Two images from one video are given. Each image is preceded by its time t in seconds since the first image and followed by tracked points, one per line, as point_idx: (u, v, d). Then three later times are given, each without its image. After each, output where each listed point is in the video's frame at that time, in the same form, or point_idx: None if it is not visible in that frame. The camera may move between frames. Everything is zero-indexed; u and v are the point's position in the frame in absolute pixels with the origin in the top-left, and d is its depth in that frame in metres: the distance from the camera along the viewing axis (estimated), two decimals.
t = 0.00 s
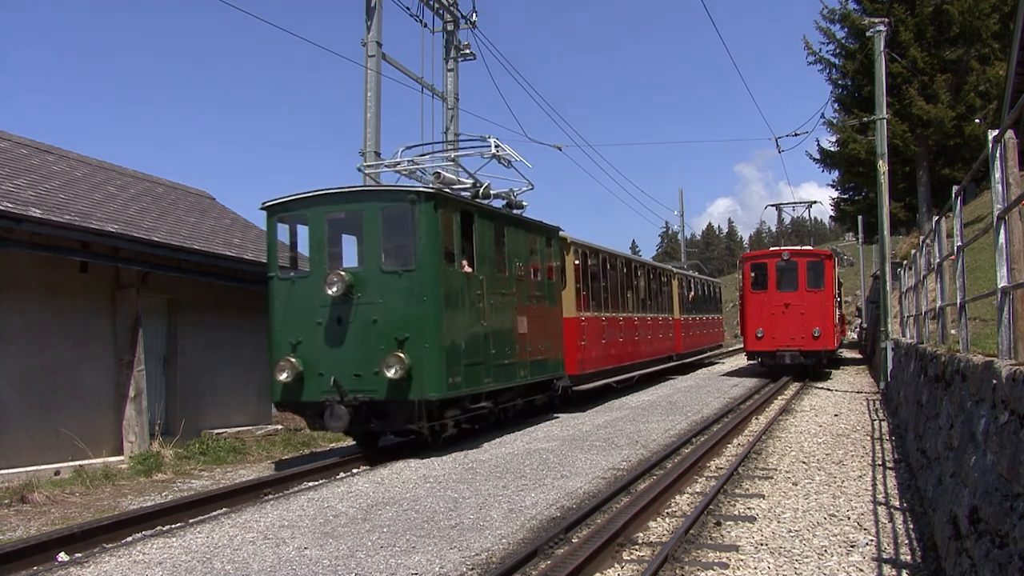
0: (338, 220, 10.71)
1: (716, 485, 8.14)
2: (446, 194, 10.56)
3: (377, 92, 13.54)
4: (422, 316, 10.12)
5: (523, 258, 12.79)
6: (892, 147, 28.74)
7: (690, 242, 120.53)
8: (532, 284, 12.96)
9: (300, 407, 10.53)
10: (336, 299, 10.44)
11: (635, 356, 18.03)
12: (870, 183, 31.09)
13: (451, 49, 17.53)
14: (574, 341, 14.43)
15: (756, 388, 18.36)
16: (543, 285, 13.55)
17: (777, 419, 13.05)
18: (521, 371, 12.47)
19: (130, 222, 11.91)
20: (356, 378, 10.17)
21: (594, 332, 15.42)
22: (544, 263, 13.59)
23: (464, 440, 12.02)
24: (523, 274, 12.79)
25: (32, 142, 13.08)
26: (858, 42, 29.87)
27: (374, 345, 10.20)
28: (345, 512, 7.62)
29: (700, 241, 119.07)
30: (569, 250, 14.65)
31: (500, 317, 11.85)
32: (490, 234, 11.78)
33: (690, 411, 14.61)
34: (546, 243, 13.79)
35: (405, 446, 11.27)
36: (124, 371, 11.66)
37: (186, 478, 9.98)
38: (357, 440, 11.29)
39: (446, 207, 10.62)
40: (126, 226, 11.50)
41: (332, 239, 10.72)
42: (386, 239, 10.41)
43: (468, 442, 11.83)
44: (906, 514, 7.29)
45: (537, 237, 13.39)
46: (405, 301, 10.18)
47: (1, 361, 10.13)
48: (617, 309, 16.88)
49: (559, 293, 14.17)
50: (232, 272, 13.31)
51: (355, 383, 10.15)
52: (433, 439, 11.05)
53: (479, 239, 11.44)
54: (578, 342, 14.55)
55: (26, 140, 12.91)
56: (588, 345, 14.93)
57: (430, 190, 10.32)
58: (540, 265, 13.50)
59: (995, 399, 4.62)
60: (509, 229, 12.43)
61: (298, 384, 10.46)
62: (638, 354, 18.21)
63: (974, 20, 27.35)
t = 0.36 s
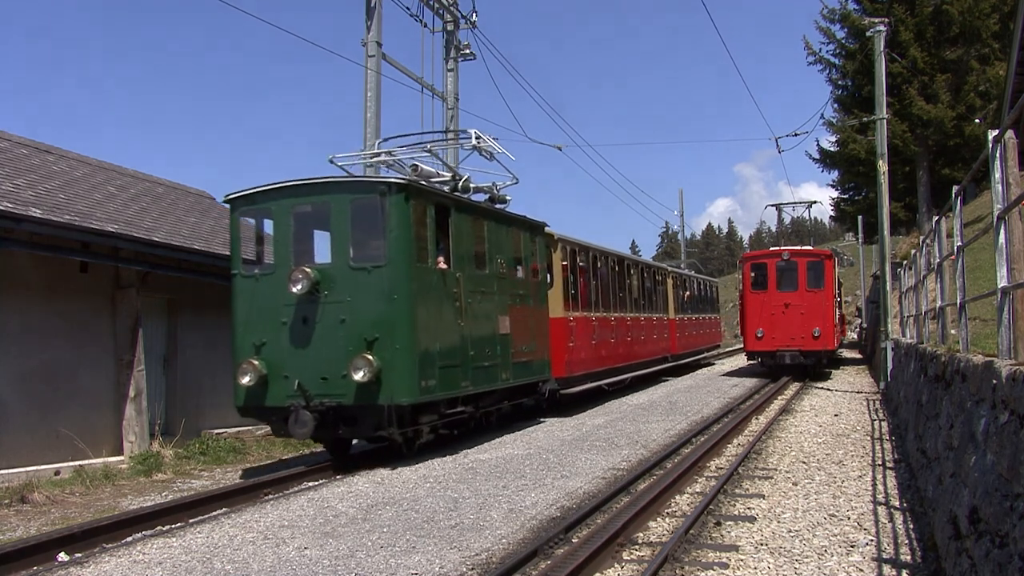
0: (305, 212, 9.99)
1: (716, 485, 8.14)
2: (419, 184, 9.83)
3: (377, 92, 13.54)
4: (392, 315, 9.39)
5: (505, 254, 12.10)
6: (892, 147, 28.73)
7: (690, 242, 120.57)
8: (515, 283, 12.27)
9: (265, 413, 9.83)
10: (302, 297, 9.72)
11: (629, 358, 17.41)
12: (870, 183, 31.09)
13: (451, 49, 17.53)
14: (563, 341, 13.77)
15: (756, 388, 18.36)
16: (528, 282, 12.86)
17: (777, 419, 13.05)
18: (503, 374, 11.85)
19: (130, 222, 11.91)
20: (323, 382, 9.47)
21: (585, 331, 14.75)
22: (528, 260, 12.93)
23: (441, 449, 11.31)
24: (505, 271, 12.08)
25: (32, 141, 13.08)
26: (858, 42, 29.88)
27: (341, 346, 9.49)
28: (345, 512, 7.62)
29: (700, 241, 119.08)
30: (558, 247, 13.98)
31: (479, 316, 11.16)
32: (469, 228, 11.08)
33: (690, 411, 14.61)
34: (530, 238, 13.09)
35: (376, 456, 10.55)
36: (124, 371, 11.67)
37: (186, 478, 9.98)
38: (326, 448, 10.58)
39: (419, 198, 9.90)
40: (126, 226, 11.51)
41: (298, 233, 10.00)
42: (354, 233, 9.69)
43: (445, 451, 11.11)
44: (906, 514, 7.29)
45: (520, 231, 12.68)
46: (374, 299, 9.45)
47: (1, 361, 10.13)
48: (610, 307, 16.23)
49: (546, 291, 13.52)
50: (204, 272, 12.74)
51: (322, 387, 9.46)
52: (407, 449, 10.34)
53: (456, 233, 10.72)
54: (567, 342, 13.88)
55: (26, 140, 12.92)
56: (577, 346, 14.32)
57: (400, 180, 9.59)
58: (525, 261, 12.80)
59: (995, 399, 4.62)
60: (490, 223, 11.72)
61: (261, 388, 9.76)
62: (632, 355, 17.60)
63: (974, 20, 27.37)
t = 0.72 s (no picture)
0: (268, 204, 9.33)
1: (716, 485, 8.14)
2: (389, 174, 9.21)
3: (377, 92, 13.54)
4: (358, 315, 8.76)
5: (483, 250, 11.51)
6: (892, 147, 28.70)
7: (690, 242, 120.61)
8: (494, 281, 11.71)
9: (224, 419, 9.15)
10: (263, 295, 9.04)
11: (621, 360, 17.03)
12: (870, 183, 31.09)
13: (451, 49, 17.53)
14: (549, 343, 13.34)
15: (756, 387, 18.37)
16: (509, 280, 12.27)
17: (777, 419, 13.05)
18: (482, 377, 11.27)
19: (130, 222, 11.91)
20: (286, 386, 8.82)
21: (573, 333, 14.33)
22: (509, 258, 12.34)
23: (415, 456, 10.71)
24: (484, 268, 11.49)
25: (32, 142, 13.09)
26: (858, 42, 29.87)
27: (304, 348, 8.83)
28: (345, 512, 7.61)
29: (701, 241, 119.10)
30: (542, 243, 13.46)
31: (454, 317, 10.54)
32: (445, 222, 10.47)
33: (690, 411, 14.61)
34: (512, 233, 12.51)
35: (345, 465, 9.94)
36: (124, 371, 11.69)
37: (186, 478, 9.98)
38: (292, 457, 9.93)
39: (390, 190, 9.28)
40: (126, 226, 11.50)
41: (261, 227, 9.34)
42: (320, 227, 9.07)
43: (419, 458, 10.51)
44: (906, 514, 7.29)
45: (500, 226, 12.09)
46: (340, 297, 8.82)
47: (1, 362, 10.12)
48: (601, 308, 15.84)
49: (527, 290, 12.94)
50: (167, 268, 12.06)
51: (284, 392, 8.82)
52: (377, 456, 9.73)
53: (430, 229, 10.10)
54: (553, 343, 13.45)
55: (26, 140, 12.92)
56: (564, 347, 13.85)
57: (369, 170, 8.97)
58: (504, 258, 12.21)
59: (995, 399, 4.62)
60: (467, 218, 11.11)
61: (220, 392, 9.08)
62: (624, 357, 17.24)
63: (974, 20, 27.36)
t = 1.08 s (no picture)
0: (226, 195, 8.69)
1: (716, 485, 8.14)
2: (356, 164, 8.57)
3: (377, 92, 13.54)
4: (319, 315, 8.12)
5: (462, 246, 10.88)
6: (891, 147, 28.71)
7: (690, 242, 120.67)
8: (473, 279, 11.11)
9: (181, 426, 8.56)
10: (221, 292, 8.43)
11: (613, 361, 16.51)
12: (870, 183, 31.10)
13: (451, 49, 17.53)
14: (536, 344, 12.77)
15: (756, 387, 18.37)
16: (490, 278, 11.65)
17: (777, 419, 13.05)
18: (461, 381, 10.63)
19: (130, 222, 11.91)
20: (244, 392, 8.22)
21: (562, 334, 13.77)
22: (489, 256, 11.71)
23: (389, 464, 10.12)
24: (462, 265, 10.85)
25: (32, 142, 13.09)
26: (858, 42, 29.86)
27: (262, 351, 8.21)
28: (345, 512, 7.62)
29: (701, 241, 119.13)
30: (527, 240, 12.96)
31: (429, 317, 9.89)
32: (418, 216, 9.84)
33: (690, 411, 14.62)
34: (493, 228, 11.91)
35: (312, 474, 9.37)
36: (124, 371, 11.75)
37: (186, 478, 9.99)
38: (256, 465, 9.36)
39: (357, 180, 8.65)
40: (126, 226, 11.50)
41: (217, 220, 8.71)
42: (280, 220, 8.45)
43: (392, 467, 9.89)
44: (906, 514, 7.29)
45: (481, 221, 11.47)
46: (301, 296, 8.20)
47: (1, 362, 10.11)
48: (591, 308, 15.35)
49: (509, 289, 12.30)
50: (139, 268, 11.46)
51: (242, 397, 8.21)
52: (344, 465, 9.11)
53: (401, 223, 9.46)
54: (539, 345, 12.87)
55: (26, 140, 12.91)
56: (550, 349, 13.30)
57: (333, 158, 8.33)
58: (485, 254, 11.59)
59: (995, 399, 4.62)
60: (444, 212, 10.48)
61: (174, 397, 8.48)
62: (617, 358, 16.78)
63: (974, 20, 27.37)
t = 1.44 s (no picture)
0: (176, 184, 8.00)
1: (716, 485, 8.14)
2: (316, 151, 7.90)
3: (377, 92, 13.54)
4: (275, 315, 7.47)
5: (437, 241, 10.22)
6: (891, 147, 28.72)
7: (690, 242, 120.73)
8: (451, 277, 10.46)
9: (126, 435, 7.86)
10: (168, 290, 7.74)
11: (603, 363, 15.93)
12: (870, 183, 31.11)
13: (451, 49, 17.52)
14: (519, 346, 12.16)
15: (756, 388, 18.37)
16: (468, 276, 11.01)
17: (777, 419, 13.05)
18: (436, 386, 9.98)
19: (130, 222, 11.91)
20: (194, 398, 7.55)
21: (547, 335, 13.18)
22: (468, 253, 11.06)
23: (358, 474, 9.50)
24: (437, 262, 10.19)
25: (32, 142, 13.10)
26: (858, 42, 29.87)
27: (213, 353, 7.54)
28: (345, 512, 7.62)
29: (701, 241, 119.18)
30: (512, 236, 12.39)
31: (400, 317, 9.23)
32: (389, 209, 9.18)
33: (690, 411, 14.62)
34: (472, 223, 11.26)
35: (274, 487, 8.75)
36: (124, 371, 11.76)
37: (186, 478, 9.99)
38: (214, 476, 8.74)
39: (319, 169, 7.99)
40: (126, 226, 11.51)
41: (167, 212, 8.02)
42: (234, 211, 7.78)
43: (360, 477, 9.27)
44: (906, 514, 7.29)
45: (459, 215, 10.82)
46: (255, 294, 7.54)
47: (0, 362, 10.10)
48: (581, 308, 14.85)
49: (490, 287, 11.65)
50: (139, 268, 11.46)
51: (192, 404, 7.54)
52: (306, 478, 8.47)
53: (370, 216, 8.81)
54: (523, 346, 12.26)
55: (26, 140, 12.92)
56: (536, 351, 12.71)
57: (290, 144, 7.66)
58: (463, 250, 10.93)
59: (995, 399, 4.62)
60: (417, 205, 9.83)
61: (119, 404, 7.79)
62: (609, 360, 16.30)
63: (974, 20, 27.38)
